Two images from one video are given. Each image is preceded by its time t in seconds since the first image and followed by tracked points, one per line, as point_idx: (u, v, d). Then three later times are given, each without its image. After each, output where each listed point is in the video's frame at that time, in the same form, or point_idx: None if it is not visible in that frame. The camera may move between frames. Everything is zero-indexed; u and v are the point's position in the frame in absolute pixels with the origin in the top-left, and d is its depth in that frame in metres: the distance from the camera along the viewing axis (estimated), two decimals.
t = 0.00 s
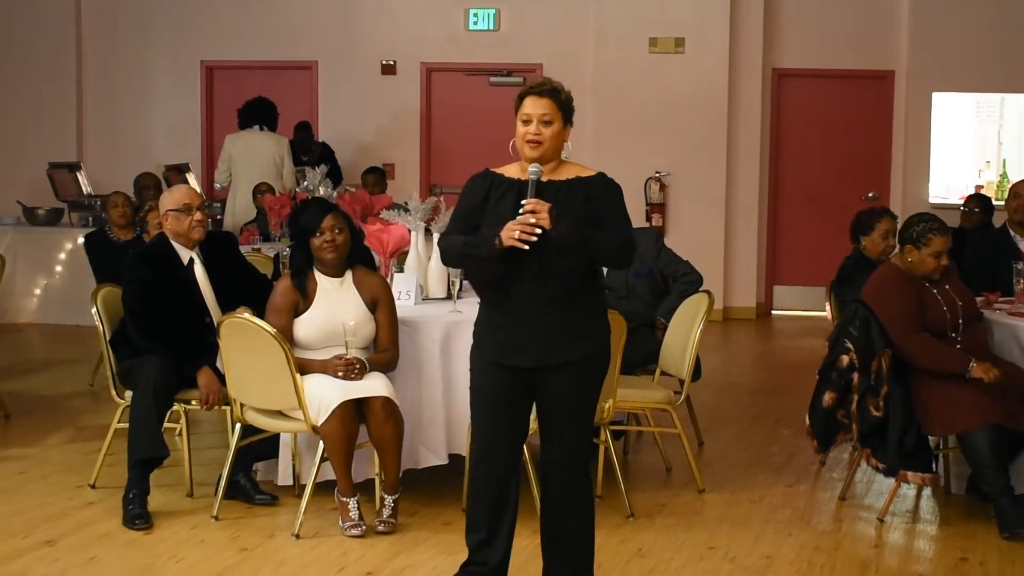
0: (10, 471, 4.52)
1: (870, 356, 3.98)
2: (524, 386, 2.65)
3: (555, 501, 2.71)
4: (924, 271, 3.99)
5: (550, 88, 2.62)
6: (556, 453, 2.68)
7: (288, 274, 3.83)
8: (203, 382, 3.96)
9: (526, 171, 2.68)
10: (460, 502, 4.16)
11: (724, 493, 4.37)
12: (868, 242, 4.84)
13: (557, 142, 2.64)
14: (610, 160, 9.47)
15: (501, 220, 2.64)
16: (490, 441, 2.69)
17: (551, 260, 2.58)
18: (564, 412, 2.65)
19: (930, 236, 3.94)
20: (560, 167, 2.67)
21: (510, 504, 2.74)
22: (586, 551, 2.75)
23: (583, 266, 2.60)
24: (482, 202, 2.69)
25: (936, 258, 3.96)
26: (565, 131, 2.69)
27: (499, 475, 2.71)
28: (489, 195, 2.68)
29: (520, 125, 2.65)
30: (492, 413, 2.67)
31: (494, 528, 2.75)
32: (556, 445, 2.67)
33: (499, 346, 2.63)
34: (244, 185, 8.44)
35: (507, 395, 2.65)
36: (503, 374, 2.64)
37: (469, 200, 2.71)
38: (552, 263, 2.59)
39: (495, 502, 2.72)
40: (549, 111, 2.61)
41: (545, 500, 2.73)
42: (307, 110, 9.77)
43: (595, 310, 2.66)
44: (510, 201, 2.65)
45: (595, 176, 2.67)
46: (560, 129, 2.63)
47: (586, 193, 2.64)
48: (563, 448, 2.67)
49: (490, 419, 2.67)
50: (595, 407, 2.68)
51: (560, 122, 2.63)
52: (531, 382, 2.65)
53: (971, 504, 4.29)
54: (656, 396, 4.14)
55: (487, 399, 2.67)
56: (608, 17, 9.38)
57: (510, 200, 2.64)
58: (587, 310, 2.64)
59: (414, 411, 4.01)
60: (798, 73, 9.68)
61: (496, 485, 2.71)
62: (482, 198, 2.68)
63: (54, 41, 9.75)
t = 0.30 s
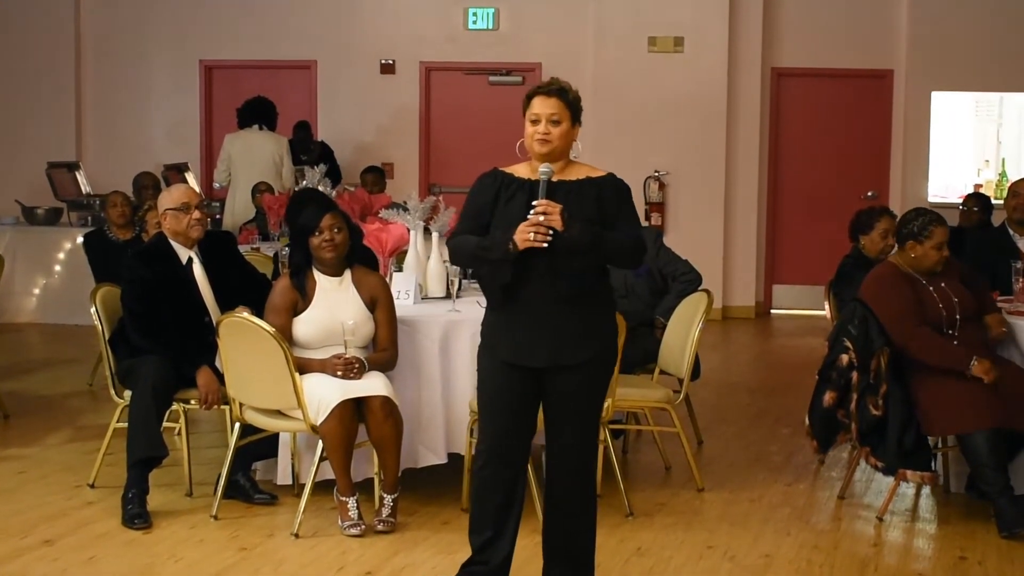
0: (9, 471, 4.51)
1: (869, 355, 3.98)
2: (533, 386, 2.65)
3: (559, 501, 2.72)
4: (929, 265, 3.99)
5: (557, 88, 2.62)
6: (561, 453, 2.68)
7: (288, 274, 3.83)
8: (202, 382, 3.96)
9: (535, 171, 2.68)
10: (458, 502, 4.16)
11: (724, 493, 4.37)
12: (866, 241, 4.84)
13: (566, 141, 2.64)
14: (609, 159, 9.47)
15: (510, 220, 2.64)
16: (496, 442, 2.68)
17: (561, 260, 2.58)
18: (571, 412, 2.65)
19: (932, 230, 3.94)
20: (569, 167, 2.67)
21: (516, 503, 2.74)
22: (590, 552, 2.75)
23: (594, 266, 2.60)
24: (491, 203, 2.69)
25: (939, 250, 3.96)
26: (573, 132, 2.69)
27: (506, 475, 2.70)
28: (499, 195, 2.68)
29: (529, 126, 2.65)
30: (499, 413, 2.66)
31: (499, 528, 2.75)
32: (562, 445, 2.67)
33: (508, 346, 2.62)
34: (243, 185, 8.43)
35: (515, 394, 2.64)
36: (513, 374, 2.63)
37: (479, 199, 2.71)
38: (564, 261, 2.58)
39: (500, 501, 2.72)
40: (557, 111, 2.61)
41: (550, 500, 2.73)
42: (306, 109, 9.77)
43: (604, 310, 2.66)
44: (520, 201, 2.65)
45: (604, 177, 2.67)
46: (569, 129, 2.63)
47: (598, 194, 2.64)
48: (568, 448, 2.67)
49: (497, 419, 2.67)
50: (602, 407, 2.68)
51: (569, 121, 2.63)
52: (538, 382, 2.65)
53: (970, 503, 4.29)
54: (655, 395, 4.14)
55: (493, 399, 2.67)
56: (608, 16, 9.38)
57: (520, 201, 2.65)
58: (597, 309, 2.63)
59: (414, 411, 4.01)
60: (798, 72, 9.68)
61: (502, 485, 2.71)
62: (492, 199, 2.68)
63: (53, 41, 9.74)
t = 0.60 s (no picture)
0: (8, 469, 4.51)
1: (867, 355, 3.98)
2: (534, 385, 2.65)
3: (559, 500, 2.71)
4: (933, 261, 3.98)
5: (560, 88, 2.62)
6: (562, 452, 2.68)
7: (286, 272, 3.82)
8: (200, 381, 3.95)
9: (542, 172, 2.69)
10: (456, 501, 4.16)
11: (722, 492, 4.37)
12: (865, 241, 4.84)
13: (571, 141, 2.64)
14: (608, 158, 9.47)
15: (514, 220, 2.64)
16: (499, 442, 2.68)
17: (564, 260, 2.58)
18: (572, 412, 2.65)
19: (934, 226, 3.95)
20: (575, 168, 2.67)
21: (517, 501, 2.73)
22: (592, 551, 2.75)
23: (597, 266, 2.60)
24: (497, 203, 2.70)
25: (944, 245, 3.96)
26: (579, 132, 2.68)
27: (508, 474, 2.70)
28: (504, 194, 2.68)
29: (534, 128, 2.65)
30: (501, 412, 2.66)
31: (500, 525, 2.75)
32: (563, 444, 2.67)
33: (511, 345, 2.63)
34: (241, 184, 8.43)
35: (517, 394, 2.65)
36: (515, 373, 2.64)
37: (486, 199, 2.72)
38: (567, 261, 2.58)
39: (501, 499, 2.72)
40: (561, 111, 2.61)
41: (551, 499, 2.73)
42: (305, 108, 9.77)
43: (607, 310, 2.65)
44: (523, 200, 2.65)
45: (610, 177, 2.66)
46: (574, 129, 2.63)
47: (602, 193, 2.63)
48: (568, 447, 2.67)
49: (499, 418, 2.67)
50: (603, 407, 2.68)
51: (573, 122, 2.63)
52: (540, 381, 2.65)
53: (968, 503, 4.29)
54: (652, 395, 4.13)
55: (496, 398, 2.67)
56: (606, 15, 9.38)
57: (522, 201, 2.64)
58: (599, 309, 2.63)
59: (412, 410, 4.01)
60: (797, 71, 9.68)
61: (504, 484, 2.71)
62: (497, 198, 2.69)
63: (51, 39, 9.73)
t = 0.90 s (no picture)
0: (6, 466, 4.51)
1: (865, 353, 3.98)
2: (532, 382, 2.66)
3: (557, 496, 2.71)
4: (928, 259, 3.99)
5: (554, 85, 2.62)
6: (560, 449, 2.68)
7: (285, 270, 3.82)
8: (198, 378, 3.95)
9: (540, 167, 2.70)
10: (454, 498, 4.15)
11: (720, 490, 4.37)
12: (864, 239, 4.87)
13: (568, 138, 2.64)
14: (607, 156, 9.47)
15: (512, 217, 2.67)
16: (497, 438, 2.69)
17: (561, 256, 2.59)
18: (570, 409, 2.65)
19: (932, 222, 3.96)
20: (572, 164, 2.67)
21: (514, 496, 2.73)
22: (590, 547, 2.75)
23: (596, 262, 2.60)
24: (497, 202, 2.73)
25: (940, 241, 3.98)
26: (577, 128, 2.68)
27: (506, 470, 2.70)
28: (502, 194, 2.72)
29: (531, 127, 2.65)
30: (499, 409, 2.67)
31: (496, 520, 2.75)
32: (561, 440, 2.67)
33: (509, 342, 2.64)
34: (240, 182, 8.42)
35: (516, 390, 2.66)
36: (513, 369, 2.65)
37: (488, 198, 2.75)
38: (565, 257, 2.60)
39: (498, 494, 2.72)
40: (556, 108, 2.60)
41: (549, 495, 2.73)
42: (304, 106, 9.76)
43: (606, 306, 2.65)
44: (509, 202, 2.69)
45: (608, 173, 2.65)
46: (570, 125, 2.63)
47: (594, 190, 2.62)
48: (566, 444, 2.67)
49: (497, 414, 2.68)
50: (602, 404, 2.67)
51: (569, 118, 2.62)
52: (538, 378, 2.66)
53: (965, 501, 4.30)
54: (651, 392, 4.13)
55: (495, 394, 2.68)
56: (605, 13, 9.38)
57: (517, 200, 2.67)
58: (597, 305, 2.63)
59: (410, 407, 4.02)
60: (796, 70, 9.68)
61: (501, 478, 2.71)
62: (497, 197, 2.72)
63: (50, 36, 9.72)
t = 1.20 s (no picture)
0: (5, 467, 4.51)
1: (863, 351, 3.97)
2: (527, 380, 2.66)
3: (555, 493, 2.71)
4: (921, 254, 4.00)
5: (546, 85, 2.61)
6: (556, 446, 2.67)
7: (283, 270, 3.82)
8: (197, 377, 3.95)
9: (532, 166, 2.71)
10: (453, 498, 4.15)
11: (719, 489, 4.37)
12: (863, 238, 4.86)
13: (560, 138, 2.63)
14: (605, 155, 9.47)
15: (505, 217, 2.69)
16: (493, 437, 2.69)
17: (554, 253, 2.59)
18: (565, 408, 2.64)
19: (920, 219, 3.97)
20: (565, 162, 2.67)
21: (509, 494, 2.72)
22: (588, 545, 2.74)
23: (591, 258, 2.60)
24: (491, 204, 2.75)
25: (931, 236, 4.00)
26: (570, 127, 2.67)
27: (500, 467, 2.69)
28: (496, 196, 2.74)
29: (523, 127, 2.64)
30: (496, 407, 2.68)
31: (491, 518, 2.74)
32: (557, 438, 2.67)
33: (505, 342, 2.66)
34: (239, 181, 8.42)
35: (511, 389, 2.66)
36: (508, 368, 2.66)
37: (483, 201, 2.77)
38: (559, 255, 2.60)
39: (493, 492, 2.71)
40: (548, 109, 2.59)
41: (546, 492, 2.73)
42: (302, 105, 9.76)
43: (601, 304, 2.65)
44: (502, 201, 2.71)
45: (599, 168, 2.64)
46: (562, 125, 2.62)
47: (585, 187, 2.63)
48: (563, 442, 2.66)
49: (493, 412, 2.68)
50: (599, 403, 2.67)
51: (561, 118, 2.61)
52: (534, 377, 2.66)
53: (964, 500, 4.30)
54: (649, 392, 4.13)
55: (491, 393, 2.69)
56: (603, 12, 9.37)
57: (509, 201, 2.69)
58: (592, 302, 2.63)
59: (409, 407, 4.02)
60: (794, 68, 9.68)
61: (495, 476, 2.69)
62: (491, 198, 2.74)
63: (48, 35, 9.72)
